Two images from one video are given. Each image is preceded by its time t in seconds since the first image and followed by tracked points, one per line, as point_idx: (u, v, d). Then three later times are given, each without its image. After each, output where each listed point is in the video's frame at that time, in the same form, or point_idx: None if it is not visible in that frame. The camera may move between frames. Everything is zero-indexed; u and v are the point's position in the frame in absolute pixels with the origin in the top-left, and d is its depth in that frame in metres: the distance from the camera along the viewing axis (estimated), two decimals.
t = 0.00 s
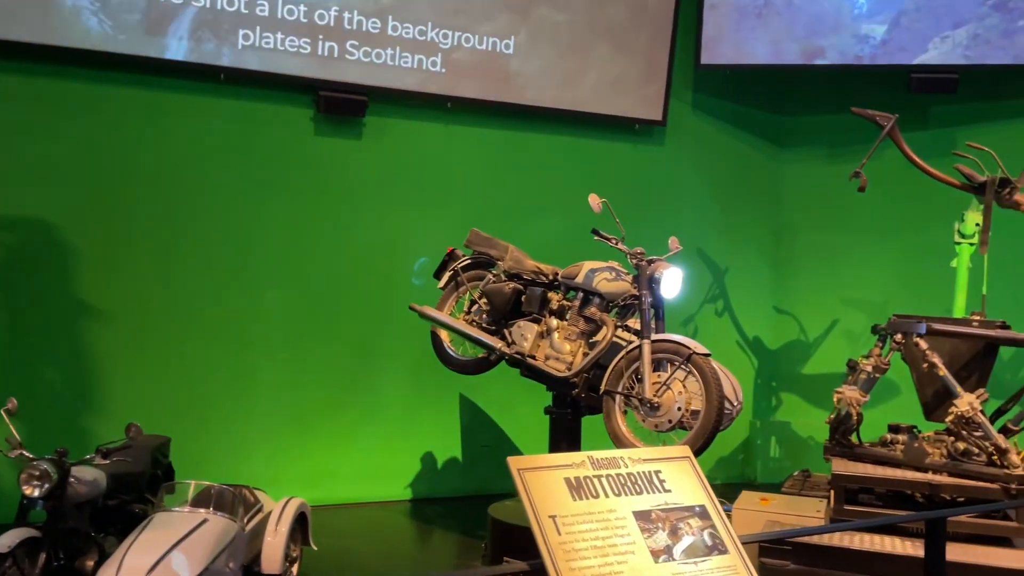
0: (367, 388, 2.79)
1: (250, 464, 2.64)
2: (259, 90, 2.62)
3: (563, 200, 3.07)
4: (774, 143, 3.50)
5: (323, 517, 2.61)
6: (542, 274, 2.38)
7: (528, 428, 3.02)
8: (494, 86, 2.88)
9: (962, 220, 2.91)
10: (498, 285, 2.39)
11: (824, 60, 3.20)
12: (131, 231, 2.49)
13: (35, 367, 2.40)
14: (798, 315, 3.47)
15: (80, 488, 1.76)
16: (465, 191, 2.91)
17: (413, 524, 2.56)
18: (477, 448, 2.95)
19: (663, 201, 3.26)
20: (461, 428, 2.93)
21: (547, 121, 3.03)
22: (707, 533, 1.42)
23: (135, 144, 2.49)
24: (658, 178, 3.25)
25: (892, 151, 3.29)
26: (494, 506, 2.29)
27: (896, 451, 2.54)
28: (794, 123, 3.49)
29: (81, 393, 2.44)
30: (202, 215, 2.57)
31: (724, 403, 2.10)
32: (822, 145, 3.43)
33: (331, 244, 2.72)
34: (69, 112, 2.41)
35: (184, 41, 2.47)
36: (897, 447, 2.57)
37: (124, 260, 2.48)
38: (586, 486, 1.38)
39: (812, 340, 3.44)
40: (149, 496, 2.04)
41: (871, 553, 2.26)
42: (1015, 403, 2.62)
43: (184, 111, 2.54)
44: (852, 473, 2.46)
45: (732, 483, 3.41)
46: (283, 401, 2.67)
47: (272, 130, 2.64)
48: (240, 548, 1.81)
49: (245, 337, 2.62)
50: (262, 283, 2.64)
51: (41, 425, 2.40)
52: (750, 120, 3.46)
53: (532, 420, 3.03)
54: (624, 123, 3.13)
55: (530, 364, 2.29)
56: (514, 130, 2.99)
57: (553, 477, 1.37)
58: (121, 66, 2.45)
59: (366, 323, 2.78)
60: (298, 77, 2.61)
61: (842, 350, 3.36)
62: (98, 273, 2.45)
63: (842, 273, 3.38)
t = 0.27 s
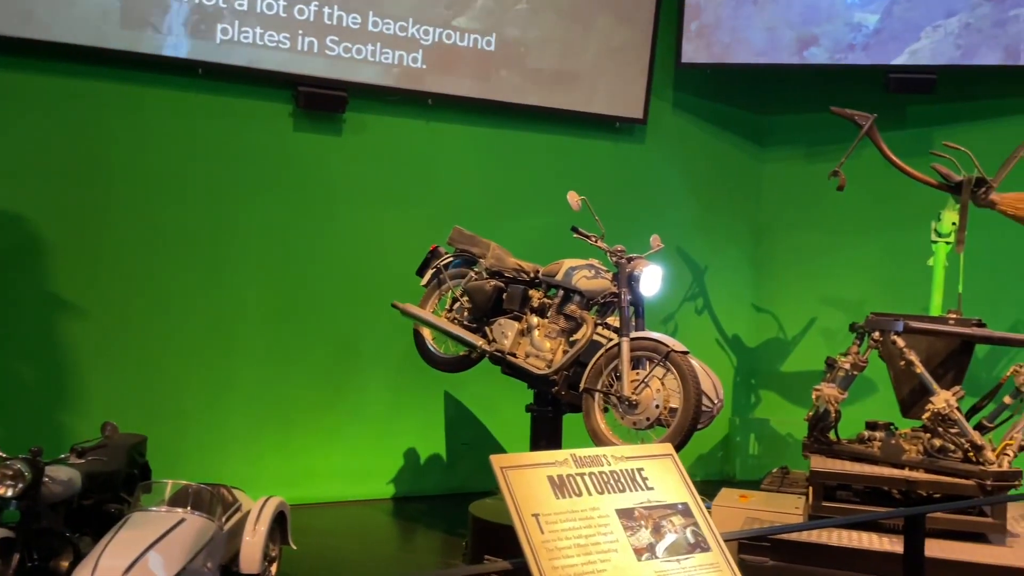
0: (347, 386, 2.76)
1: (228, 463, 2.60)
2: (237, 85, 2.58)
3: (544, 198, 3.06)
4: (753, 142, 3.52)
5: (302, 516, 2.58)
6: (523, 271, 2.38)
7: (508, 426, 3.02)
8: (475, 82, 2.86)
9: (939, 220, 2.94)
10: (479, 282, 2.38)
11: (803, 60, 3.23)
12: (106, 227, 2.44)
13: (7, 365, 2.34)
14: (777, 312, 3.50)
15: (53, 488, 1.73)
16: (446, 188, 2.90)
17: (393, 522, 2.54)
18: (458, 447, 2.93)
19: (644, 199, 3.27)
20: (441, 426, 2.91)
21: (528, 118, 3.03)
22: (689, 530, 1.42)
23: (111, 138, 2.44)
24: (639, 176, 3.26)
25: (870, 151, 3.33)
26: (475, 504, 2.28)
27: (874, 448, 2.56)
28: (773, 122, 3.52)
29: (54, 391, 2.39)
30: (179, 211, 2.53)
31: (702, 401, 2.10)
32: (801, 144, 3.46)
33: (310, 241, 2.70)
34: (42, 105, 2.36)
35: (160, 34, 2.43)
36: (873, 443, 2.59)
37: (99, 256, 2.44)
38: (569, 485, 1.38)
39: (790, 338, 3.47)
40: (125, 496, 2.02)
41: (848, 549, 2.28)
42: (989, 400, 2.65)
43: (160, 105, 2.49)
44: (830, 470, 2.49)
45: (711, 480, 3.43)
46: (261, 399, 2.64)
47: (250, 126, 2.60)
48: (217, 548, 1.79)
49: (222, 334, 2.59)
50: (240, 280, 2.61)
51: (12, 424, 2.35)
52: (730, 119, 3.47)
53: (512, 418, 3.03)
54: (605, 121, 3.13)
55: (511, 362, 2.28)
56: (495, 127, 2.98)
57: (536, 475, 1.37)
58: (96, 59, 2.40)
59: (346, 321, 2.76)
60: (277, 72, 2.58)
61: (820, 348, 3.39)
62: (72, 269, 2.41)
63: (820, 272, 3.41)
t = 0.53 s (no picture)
0: (334, 384, 2.75)
1: (214, 462, 2.58)
2: (224, 80, 2.56)
3: (534, 195, 3.06)
4: (741, 140, 3.53)
5: (290, 515, 2.56)
6: (512, 269, 2.37)
7: (496, 424, 3.01)
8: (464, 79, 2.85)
9: (925, 219, 2.96)
10: (468, 280, 2.37)
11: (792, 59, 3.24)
12: (91, 223, 2.41)
13: None
14: (764, 311, 3.51)
15: (36, 487, 1.68)
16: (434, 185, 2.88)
17: (381, 521, 2.53)
18: (446, 445, 2.92)
19: (633, 198, 3.27)
20: (429, 424, 2.90)
21: (517, 115, 3.02)
22: (680, 528, 1.42)
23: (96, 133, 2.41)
24: (628, 174, 3.26)
25: (857, 150, 3.34)
26: (464, 502, 2.27)
27: (861, 445, 2.58)
28: (761, 121, 3.53)
29: (38, 390, 2.36)
30: (165, 207, 2.50)
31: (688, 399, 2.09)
32: (789, 143, 3.47)
33: (298, 238, 2.68)
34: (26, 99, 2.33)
35: (146, 29, 2.40)
36: (860, 441, 2.61)
37: (83, 251, 2.41)
38: (560, 483, 1.37)
39: (777, 336, 3.48)
40: (109, 494, 2.00)
41: (836, 547, 2.29)
42: (975, 398, 2.67)
43: (147, 100, 2.47)
44: (817, 468, 2.50)
45: (699, 478, 3.44)
46: (248, 397, 2.62)
47: (238, 122, 2.58)
48: (204, 547, 1.77)
49: (208, 332, 2.56)
50: (227, 277, 2.58)
51: None
52: (719, 118, 3.48)
53: (501, 416, 3.02)
54: (593, 119, 3.13)
55: (499, 359, 2.28)
56: (484, 124, 2.97)
57: (527, 473, 1.36)
58: (81, 53, 2.37)
59: (334, 319, 2.74)
60: (265, 68, 2.56)
61: (807, 346, 3.41)
62: (56, 265, 2.38)
63: (807, 270, 3.42)
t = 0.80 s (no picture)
0: (323, 382, 2.73)
1: (201, 460, 2.56)
2: (212, 76, 2.54)
3: (524, 192, 3.05)
4: (731, 138, 3.53)
5: (278, 513, 2.54)
6: (501, 266, 2.36)
7: (486, 422, 3.00)
8: (454, 76, 2.83)
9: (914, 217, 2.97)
10: (458, 277, 2.37)
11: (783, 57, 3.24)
12: (77, 219, 2.39)
13: None
14: (753, 308, 3.52)
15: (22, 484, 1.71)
16: (424, 182, 2.87)
17: (370, 519, 2.52)
18: (435, 442, 2.91)
19: (624, 195, 3.27)
20: (418, 422, 2.89)
21: (508, 112, 3.01)
22: (669, 526, 1.41)
23: (82, 128, 2.38)
24: (618, 171, 3.25)
25: (847, 148, 3.35)
26: (453, 500, 2.26)
27: (849, 443, 2.58)
28: (752, 119, 3.53)
29: (23, 387, 2.33)
30: (152, 204, 2.47)
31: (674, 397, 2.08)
32: (779, 141, 3.47)
33: (287, 235, 2.66)
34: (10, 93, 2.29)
35: (134, 23, 2.37)
36: (849, 439, 2.61)
37: (69, 248, 2.38)
38: (548, 481, 1.36)
39: (767, 334, 3.49)
40: (96, 492, 1.98)
41: (825, 544, 2.30)
42: (963, 396, 2.68)
43: (134, 95, 2.44)
44: (805, 465, 2.50)
45: (688, 475, 3.45)
46: (236, 395, 2.60)
47: (226, 117, 2.56)
48: (191, 545, 1.76)
49: (196, 329, 2.54)
50: (215, 274, 2.56)
51: None
52: (709, 116, 3.48)
53: (491, 413, 3.01)
54: (584, 116, 3.12)
55: (487, 357, 2.27)
56: (474, 121, 2.95)
57: (516, 472, 1.35)
58: (67, 47, 2.34)
59: (322, 316, 2.72)
60: (254, 63, 2.53)
61: (796, 343, 3.41)
62: (41, 262, 2.35)
63: (797, 268, 3.42)
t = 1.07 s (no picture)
0: (313, 380, 2.72)
1: (191, 458, 2.55)
2: (202, 73, 2.52)
3: (515, 190, 3.04)
4: (722, 137, 3.54)
5: (267, 511, 2.54)
6: (491, 264, 2.36)
7: (476, 420, 2.99)
8: (445, 74, 2.83)
9: (904, 215, 2.98)
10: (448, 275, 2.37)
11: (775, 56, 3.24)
12: (66, 216, 2.37)
13: None
14: (744, 307, 3.53)
15: (11, 483, 1.67)
16: (414, 180, 2.86)
17: (360, 517, 2.51)
18: (426, 440, 2.91)
19: (615, 193, 3.27)
20: (409, 420, 2.88)
21: (499, 110, 3.00)
22: (654, 524, 1.41)
23: (71, 125, 2.37)
24: (610, 170, 3.25)
25: (838, 147, 3.36)
26: (443, 498, 2.26)
27: (838, 440, 2.59)
28: (743, 117, 3.53)
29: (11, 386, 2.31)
30: (142, 201, 2.46)
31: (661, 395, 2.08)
32: (770, 140, 3.48)
33: (277, 233, 2.64)
34: None
35: (123, 20, 2.36)
36: (838, 436, 2.62)
37: (58, 246, 2.36)
38: (534, 480, 1.36)
39: (757, 332, 3.49)
40: (84, 491, 1.97)
41: (814, 541, 2.30)
42: (951, 394, 2.69)
43: (123, 92, 2.42)
44: (795, 462, 2.51)
45: (679, 473, 3.46)
46: (226, 393, 2.59)
47: (216, 114, 2.54)
48: (180, 543, 1.75)
49: (185, 327, 2.53)
50: (205, 272, 2.55)
51: None
52: (701, 114, 3.48)
53: (482, 412, 3.00)
54: (575, 114, 3.12)
55: (477, 355, 2.28)
56: (465, 118, 2.95)
57: (501, 471, 1.35)
58: (56, 44, 2.32)
59: (312, 314, 2.71)
60: (244, 60, 2.51)
61: (787, 341, 3.42)
62: (29, 260, 2.33)
63: (788, 266, 3.43)
